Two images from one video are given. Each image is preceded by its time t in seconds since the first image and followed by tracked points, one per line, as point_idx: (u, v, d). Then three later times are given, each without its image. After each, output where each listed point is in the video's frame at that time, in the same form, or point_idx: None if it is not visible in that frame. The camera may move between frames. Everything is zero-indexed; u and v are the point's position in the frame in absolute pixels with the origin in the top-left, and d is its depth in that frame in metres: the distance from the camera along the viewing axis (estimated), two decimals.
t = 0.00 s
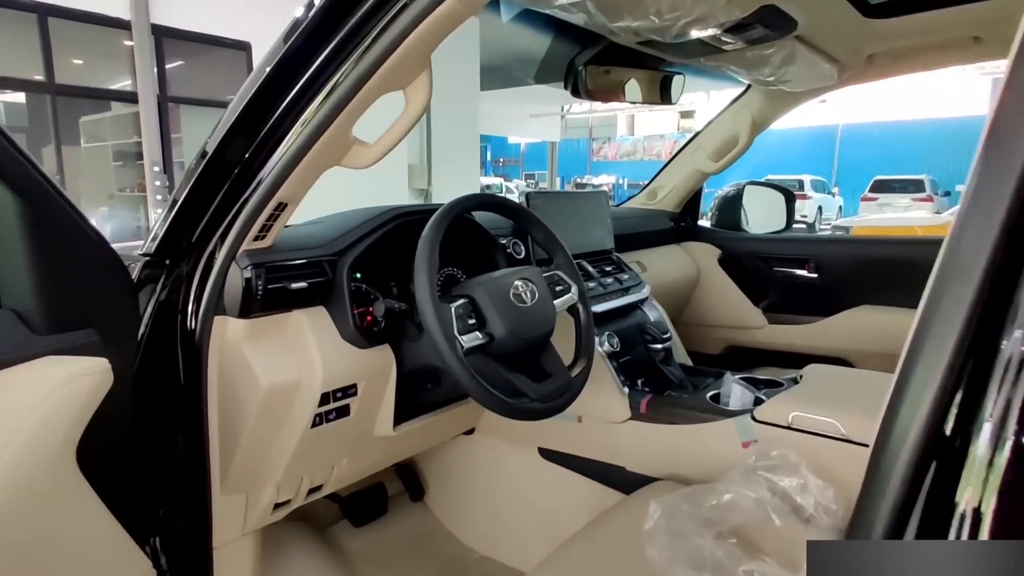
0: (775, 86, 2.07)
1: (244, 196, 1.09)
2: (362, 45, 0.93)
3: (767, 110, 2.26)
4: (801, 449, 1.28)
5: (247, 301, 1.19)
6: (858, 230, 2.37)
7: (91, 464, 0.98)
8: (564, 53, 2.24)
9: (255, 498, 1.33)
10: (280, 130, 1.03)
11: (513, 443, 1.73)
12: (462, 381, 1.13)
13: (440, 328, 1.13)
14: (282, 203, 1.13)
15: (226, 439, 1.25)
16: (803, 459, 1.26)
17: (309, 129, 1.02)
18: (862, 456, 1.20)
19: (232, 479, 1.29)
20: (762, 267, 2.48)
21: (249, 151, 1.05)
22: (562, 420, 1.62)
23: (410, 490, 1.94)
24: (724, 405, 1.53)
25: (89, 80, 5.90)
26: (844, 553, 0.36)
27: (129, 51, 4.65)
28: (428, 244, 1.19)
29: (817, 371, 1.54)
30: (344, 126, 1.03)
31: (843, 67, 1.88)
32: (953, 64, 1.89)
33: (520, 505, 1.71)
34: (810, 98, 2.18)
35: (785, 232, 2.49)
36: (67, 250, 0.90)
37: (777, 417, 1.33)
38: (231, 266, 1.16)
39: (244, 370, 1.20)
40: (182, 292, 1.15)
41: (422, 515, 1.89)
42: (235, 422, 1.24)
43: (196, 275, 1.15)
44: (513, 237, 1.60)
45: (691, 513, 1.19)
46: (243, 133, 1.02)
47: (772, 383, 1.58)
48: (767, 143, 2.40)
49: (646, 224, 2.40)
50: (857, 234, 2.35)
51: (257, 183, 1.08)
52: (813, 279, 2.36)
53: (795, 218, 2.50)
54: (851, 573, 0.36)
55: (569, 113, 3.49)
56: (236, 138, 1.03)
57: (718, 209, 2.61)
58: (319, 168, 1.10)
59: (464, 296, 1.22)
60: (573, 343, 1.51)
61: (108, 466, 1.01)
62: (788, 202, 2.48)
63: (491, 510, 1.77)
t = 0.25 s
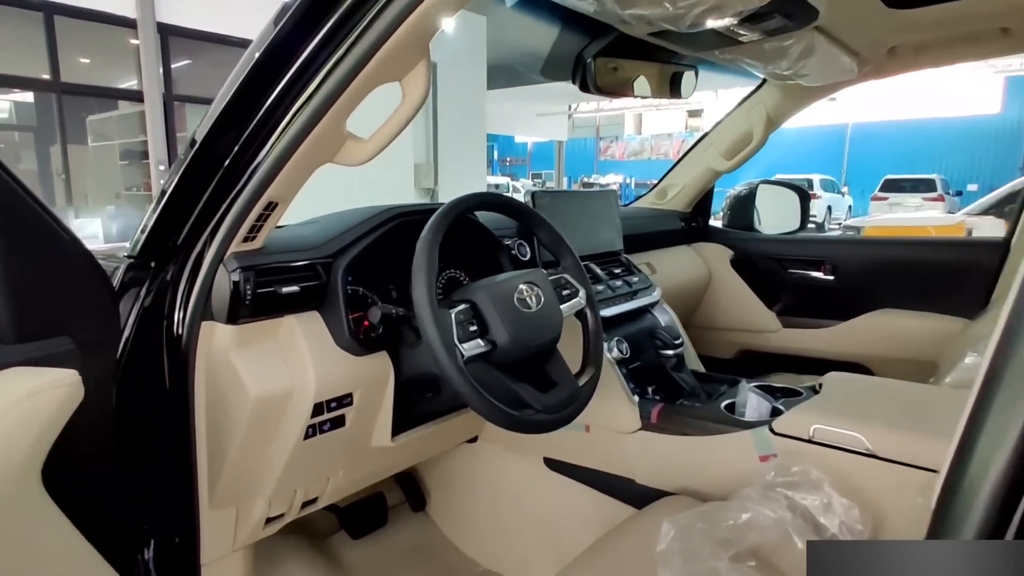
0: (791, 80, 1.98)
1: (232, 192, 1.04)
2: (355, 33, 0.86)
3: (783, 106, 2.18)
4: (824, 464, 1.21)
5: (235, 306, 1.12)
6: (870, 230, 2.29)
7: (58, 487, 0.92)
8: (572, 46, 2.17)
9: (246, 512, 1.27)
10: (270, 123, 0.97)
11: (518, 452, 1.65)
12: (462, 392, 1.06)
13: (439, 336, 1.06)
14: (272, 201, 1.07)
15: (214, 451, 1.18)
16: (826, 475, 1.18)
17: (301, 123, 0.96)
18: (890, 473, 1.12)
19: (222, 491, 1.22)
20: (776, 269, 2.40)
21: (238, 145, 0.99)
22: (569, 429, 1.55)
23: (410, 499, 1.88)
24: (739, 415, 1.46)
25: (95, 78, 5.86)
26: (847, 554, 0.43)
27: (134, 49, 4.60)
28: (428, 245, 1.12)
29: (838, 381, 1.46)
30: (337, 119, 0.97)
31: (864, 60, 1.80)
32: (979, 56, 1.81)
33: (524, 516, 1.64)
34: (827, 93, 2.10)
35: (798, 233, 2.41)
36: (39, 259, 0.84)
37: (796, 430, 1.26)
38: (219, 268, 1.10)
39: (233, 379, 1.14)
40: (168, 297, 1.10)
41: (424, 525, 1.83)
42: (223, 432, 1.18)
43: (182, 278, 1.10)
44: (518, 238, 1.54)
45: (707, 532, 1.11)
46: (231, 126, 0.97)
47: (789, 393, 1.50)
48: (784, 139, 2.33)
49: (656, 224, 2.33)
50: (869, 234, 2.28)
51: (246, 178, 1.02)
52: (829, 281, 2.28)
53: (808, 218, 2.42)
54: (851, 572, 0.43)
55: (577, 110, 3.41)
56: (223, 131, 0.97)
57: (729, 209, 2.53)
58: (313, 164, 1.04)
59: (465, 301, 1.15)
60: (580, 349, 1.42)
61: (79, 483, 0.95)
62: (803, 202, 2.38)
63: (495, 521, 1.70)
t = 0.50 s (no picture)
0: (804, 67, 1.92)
1: (219, 184, 0.99)
2: (342, 17, 0.81)
3: (796, 95, 2.11)
4: (843, 472, 1.15)
5: (223, 306, 1.06)
6: (880, 223, 2.23)
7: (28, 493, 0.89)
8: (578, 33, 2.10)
9: (239, 518, 1.22)
10: (256, 112, 0.92)
11: (522, 453, 1.60)
12: (463, 397, 1.00)
13: (438, 337, 1.01)
14: (262, 194, 1.02)
15: (205, 455, 1.14)
16: (846, 484, 1.13)
17: (289, 112, 0.91)
18: (915, 481, 1.07)
19: (213, 497, 1.18)
20: (788, 264, 2.35)
21: (225, 135, 0.95)
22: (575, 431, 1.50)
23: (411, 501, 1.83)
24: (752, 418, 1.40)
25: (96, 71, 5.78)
26: (848, 557, 0.73)
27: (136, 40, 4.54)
28: (427, 241, 1.07)
29: (857, 381, 1.40)
30: (328, 107, 0.92)
31: (883, 47, 1.73)
32: (1003, 43, 1.73)
33: (529, 520, 1.59)
34: (843, 82, 2.02)
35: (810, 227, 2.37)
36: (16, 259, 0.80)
37: (814, 435, 1.20)
38: (208, 264, 1.05)
39: (222, 382, 1.08)
40: (155, 295, 1.07)
41: (426, 528, 1.78)
42: (213, 436, 1.13)
43: (170, 275, 1.06)
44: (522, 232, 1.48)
45: (721, 544, 1.05)
46: (216, 115, 0.92)
47: (805, 394, 1.45)
48: (796, 130, 2.26)
49: (665, 217, 2.26)
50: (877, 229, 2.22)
51: (233, 171, 0.98)
52: (844, 277, 2.22)
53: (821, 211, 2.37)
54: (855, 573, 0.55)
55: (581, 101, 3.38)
56: (208, 120, 0.92)
57: (740, 201, 2.47)
58: (305, 155, 0.99)
59: (466, 300, 1.09)
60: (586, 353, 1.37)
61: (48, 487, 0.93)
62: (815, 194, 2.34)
63: (499, 524, 1.65)
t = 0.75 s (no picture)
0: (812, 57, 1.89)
1: (212, 178, 0.96)
2: (339, 3, 0.78)
3: (804, 86, 2.07)
4: (855, 474, 1.12)
5: (218, 305, 1.03)
6: (884, 217, 2.21)
7: (15, 498, 0.87)
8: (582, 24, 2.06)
9: (236, 521, 1.20)
10: (250, 104, 0.89)
11: (525, 453, 1.57)
12: (465, 399, 0.97)
13: (439, 337, 0.97)
14: (256, 188, 0.99)
15: (200, 457, 1.11)
16: (858, 486, 1.10)
17: (283, 104, 0.88)
18: (931, 485, 1.04)
19: (209, 500, 1.15)
20: (794, 259, 2.31)
21: (218, 128, 0.92)
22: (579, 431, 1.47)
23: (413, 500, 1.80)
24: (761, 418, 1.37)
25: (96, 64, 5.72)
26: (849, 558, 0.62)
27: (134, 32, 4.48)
28: (428, 237, 1.03)
29: (868, 380, 1.37)
30: (325, 98, 0.89)
31: (894, 37, 1.69)
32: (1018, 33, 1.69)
33: (532, 520, 1.56)
34: (852, 73, 1.98)
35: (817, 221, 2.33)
36: None
37: (825, 436, 1.16)
38: (202, 261, 1.02)
39: (216, 383, 1.05)
40: (147, 294, 1.04)
41: (427, 527, 1.75)
42: (208, 437, 1.10)
43: (164, 272, 1.03)
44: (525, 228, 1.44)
45: (730, 548, 1.03)
46: (208, 107, 0.89)
47: (815, 393, 1.40)
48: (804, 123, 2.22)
49: (670, 212, 2.23)
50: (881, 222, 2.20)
51: (227, 165, 0.95)
52: (851, 272, 2.19)
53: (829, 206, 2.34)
54: (851, 569, 0.62)
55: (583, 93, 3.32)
56: (201, 112, 0.89)
57: (745, 195, 2.43)
58: (301, 148, 0.96)
59: (468, 298, 1.06)
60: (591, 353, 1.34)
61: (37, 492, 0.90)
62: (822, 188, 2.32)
63: (501, 524, 1.62)
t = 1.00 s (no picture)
0: (821, 45, 1.85)
1: (209, 169, 0.94)
2: None
3: (813, 76, 2.03)
4: (868, 473, 1.10)
5: (215, 300, 1.00)
6: (887, 209, 2.20)
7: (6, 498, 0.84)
8: (587, 12, 2.02)
9: (235, 519, 1.17)
10: (247, 92, 0.86)
11: (529, 449, 1.55)
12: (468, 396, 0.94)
13: (443, 333, 0.95)
14: (254, 180, 0.96)
15: (198, 455, 1.08)
16: (872, 485, 1.08)
17: (281, 93, 0.85)
18: (947, 484, 1.02)
19: (206, 499, 1.12)
20: (800, 252, 2.29)
21: (214, 116, 0.89)
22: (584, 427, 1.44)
23: (415, 496, 1.78)
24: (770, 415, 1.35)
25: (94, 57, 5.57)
26: (847, 557, 0.62)
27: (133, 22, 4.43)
28: (431, 230, 1.00)
29: (878, 375, 1.34)
30: (325, 86, 0.86)
31: (906, 25, 1.66)
32: None
33: (536, 517, 1.54)
34: (861, 63, 1.95)
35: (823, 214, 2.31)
36: None
37: (837, 433, 1.14)
38: (199, 255, 0.99)
39: (214, 379, 1.03)
40: (143, 288, 1.01)
41: (429, 523, 1.73)
42: (206, 435, 1.07)
43: (160, 265, 1.01)
44: (529, 220, 1.42)
45: (741, 548, 1.00)
46: (204, 94, 0.86)
47: (824, 389, 1.39)
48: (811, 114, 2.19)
49: (675, 204, 2.19)
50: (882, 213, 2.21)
51: (223, 155, 0.92)
52: (859, 265, 2.16)
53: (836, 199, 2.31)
54: (851, 569, 0.62)
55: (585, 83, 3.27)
56: (196, 99, 0.87)
57: (751, 187, 2.41)
58: (301, 138, 0.93)
59: (472, 292, 1.03)
60: (598, 349, 1.31)
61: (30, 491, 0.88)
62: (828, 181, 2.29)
63: (505, 520, 1.60)
